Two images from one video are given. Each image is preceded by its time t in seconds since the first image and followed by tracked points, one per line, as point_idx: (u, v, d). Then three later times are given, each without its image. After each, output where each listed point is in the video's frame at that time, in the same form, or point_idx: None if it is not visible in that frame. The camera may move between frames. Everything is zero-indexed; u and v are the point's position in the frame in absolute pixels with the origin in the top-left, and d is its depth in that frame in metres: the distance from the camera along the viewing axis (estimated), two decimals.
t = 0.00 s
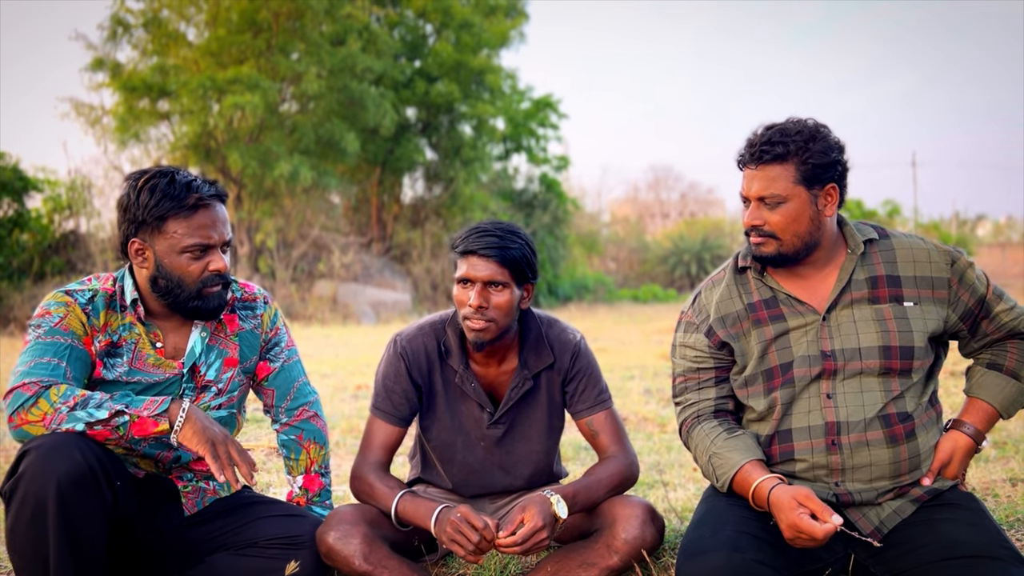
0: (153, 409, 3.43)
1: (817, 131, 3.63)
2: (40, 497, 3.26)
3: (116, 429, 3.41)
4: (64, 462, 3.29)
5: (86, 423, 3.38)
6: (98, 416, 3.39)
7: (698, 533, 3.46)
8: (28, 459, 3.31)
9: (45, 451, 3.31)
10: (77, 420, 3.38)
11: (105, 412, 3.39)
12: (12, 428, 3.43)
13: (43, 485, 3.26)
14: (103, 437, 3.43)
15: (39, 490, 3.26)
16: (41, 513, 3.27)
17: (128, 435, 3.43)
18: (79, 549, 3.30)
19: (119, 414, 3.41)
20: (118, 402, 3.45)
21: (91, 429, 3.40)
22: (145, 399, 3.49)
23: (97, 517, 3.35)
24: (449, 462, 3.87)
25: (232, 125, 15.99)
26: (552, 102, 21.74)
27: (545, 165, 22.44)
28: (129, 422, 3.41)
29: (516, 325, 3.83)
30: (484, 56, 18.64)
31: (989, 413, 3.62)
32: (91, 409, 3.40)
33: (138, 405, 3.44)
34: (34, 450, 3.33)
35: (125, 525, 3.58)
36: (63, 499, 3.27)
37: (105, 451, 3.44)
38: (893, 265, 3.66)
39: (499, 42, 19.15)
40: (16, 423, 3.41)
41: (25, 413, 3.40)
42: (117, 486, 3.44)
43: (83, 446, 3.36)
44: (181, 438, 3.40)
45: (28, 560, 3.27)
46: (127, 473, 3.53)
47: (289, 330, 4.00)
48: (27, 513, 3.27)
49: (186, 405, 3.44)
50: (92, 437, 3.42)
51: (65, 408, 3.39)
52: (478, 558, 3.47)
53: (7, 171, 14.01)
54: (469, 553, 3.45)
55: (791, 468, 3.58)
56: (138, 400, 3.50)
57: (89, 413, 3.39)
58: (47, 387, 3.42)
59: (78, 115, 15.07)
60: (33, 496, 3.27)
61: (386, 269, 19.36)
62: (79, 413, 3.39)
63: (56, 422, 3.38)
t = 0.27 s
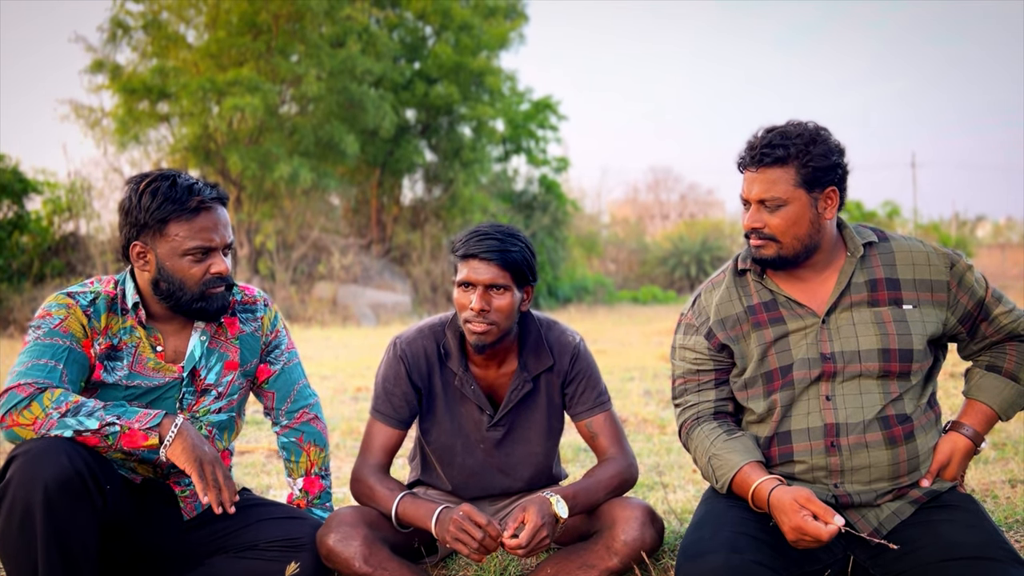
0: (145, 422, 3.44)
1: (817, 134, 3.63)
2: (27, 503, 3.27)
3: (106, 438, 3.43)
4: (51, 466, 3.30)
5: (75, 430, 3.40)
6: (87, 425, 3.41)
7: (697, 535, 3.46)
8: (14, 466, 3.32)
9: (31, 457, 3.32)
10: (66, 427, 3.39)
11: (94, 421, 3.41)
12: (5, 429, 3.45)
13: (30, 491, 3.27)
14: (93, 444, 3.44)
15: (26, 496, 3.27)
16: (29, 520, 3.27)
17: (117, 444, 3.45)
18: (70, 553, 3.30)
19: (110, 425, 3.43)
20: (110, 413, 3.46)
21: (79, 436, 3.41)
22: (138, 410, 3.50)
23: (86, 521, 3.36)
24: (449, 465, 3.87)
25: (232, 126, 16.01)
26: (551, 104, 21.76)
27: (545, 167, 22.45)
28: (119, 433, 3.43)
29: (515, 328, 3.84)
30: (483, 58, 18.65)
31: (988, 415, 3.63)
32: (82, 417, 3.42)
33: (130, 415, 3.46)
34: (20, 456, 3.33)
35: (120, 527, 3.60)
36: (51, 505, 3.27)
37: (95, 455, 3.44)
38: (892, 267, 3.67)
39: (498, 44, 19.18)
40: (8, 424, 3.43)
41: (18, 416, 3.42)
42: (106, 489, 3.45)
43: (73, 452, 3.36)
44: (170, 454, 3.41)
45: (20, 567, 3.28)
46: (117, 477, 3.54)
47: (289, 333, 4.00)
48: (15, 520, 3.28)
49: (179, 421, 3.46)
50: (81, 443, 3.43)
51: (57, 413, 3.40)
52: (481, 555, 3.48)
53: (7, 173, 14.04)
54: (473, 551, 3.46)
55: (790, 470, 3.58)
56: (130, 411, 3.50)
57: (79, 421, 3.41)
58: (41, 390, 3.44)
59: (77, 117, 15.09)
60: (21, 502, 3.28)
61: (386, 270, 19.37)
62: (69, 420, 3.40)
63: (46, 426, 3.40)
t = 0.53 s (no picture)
0: (141, 424, 3.43)
1: (818, 136, 3.64)
2: (24, 506, 3.27)
3: (103, 441, 3.43)
4: (48, 468, 3.30)
5: (72, 432, 3.40)
6: (84, 427, 3.41)
7: (697, 536, 3.47)
8: (12, 468, 3.32)
9: (28, 460, 3.32)
10: (63, 429, 3.40)
11: (91, 423, 3.41)
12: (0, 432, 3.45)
13: (27, 494, 3.27)
14: (89, 446, 3.45)
15: (24, 498, 3.27)
16: (26, 522, 3.27)
17: (115, 447, 3.45)
18: (68, 554, 3.31)
19: (107, 427, 3.42)
20: (106, 415, 3.46)
21: (77, 439, 3.42)
22: (135, 412, 3.50)
23: (84, 523, 3.36)
24: (449, 466, 3.87)
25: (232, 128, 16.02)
26: (551, 106, 21.77)
27: (545, 168, 22.45)
28: (116, 435, 3.43)
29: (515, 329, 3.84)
30: (483, 60, 18.66)
31: (988, 416, 3.63)
32: (77, 419, 3.41)
33: (127, 417, 3.45)
34: (18, 458, 3.33)
35: (120, 529, 3.60)
36: (48, 507, 3.27)
37: (91, 458, 3.45)
38: (892, 268, 3.68)
39: (498, 46, 19.21)
40: (4, 427, 3.43)
41: (14, 418, 3.42)
42: (104, 491, 3.45)
43: (70, 454, 3.36)
44: (165, 456, 3.41)
45: (19, 569, 3.28)
46: (116, 479, 3.54)
47: (288, 335, 4.00)
48: (13, 523, 3.28)
49: (175, 422, 3.46)
50: (79, 445, 3.44)
51: (53, 416, 3.41)
52: (477, 555, 3.48)
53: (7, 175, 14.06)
54: (469, 550, 3.47)
55: (790, 471, 3.58)
56: (127, 414, 3.50)
57: (75, 423, 3.41)
58: (38, 392, 3.44)
59: (77, 119, 15.10)
60: (18, 504, 3.28)
61: (385, 272, 19.37)
62: (66, 422, 3.40)
63: (42, 429, 3.40)
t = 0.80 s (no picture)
0: (144, 426, 3.44)
1: (823, 136, 3.65)
2: (28, 508, 3.27)
3: (104, 443, 3.43)
4: (52, 470, 3.30)
5: (74, 434, 3.40)
6: (86, 429, 3.41)
7: (697, 538, 3.46)
8: (15, 471, 3.32)
9: (31, 462, 3.32)
10: (66, 431, 3.40)
11: (94, 426, 3.41)
12: (2, 434, 3.45)
13: (31, 496, 3.27)
14: (92, 448, 3.44)
15: (27, 501, 3.27)
16: (30, 525, 3.28)
17: (117, 449, 3.45)
18: (70, 557, 3.30)
19: (109, 430, 3.42)
20: (108, 417, 3.46)
21: (79, 441, 3.42)
22: (137, 414, 3.50)
23: (87, 526, 3.36)
24: (450, 467, 3.87)
25: (232, 130, 16.03)
26: (550, 107, 21.78)
27: (544, 170, 22.46)
28: (118, 438, 3.43)
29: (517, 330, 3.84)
30: (483, 62, 18.66)
31: (986, 419, 3.63)
32: (80, 422, 3.42)
33: (129, 419, 3.45)
34: (20, 461, 3.33)
35: (122, 532, 3.60)
36: (51, 509, 3.27)
37: (93, 460, 3.45)
38: (895, 268, 3.68)
39: (497, 48, 19.22)
40: (5, 429, 3.43)
41: (15, 421, 3.42)
42: (106, 494, 3.45)
43: (72, 456, 3.36)
44: (168, 458, 3.41)
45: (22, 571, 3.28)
46: (118, 482, 3.54)
47: (289, 337, 4.00)
48: (16, 524, 3.28)
49: (178, 424, 3.46)
50: (81, 447, 3.43)
51: (55, 419, 3.40)
52: (481, 561, 3.49)
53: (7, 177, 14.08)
54: (472, 556, 3.47)
55: (791, 471, 3.58)
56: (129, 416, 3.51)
57: (78, 425, 3.41)
58: (39, 395, 3.44)
59: (77, 121, 15.10)
60: (21, 506, 3.28)
61: (385, 274, 19.38)
62: (68, 424, 3.40)
63: (45, 432, 3.40)
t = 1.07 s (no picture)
0: (146, 428, 3.44)
1: (830, 137, 3.65)
2: (30, 510, 3.27)
3: (106, 445, 3.43)
4: (54, 473, 3.30)
5: (76, 437, 3.41)
6: (88, 432, 3.41)
7: (698, 540, 3.47)
8: (16, 473, 3.32)
9: (32, 464, 3.32)
10: (67, 434, 3.40)
11: (95, 428, 3.42)
12: (3, 437, 3.44)
13: (33, 498, 3.27)
14: (94, 451, 3.45)
15: (28, 503, 3.27)
16: (31, 527, 3.28)
17: (119, 451, 3.45)
18: (71, 558, 3.30)
19: (111, 432, 3.43)
20: (111, 419, 3.46)
21: (81, 444, 3.42)
22: (139, 417, 3.50)
23: (88, 528, 3.36)
24: (450, 469, 3.87)
25: (232, 132, 16.05)
26: (550, 110, 21.79)
27: (544, 172, 22.46)
28: (120, 440, 3.43)
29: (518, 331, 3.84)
30: (483, 64, 18.66)
31: (987, 415, 3.64)
32: (82, 424, 3.42)
33: (131, 422, 3.45)
34: (22, 463, 3.33)
35: (123, 535, 3.60)
36: (53, 511, 3.27)
37: (95, 462, 3.45)
38: (900, 272, 3.68)
39: (497, 50, 19.23)
40: (6, 432, 3.42)
41: (17, 424, 3.42)
42: (108, 496, 3.45)
43: (74, 458, 3.37)
44: (170, 461, 3.41)
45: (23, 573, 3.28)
46: (119, 485, 3.54)
47: (291, 339, 4.00)
48: (18, 525, 3.28)
49: (180, 427, 3.46)
50: (83, 450, 3.43)
51: (57, 421, 3.40)
52: (485, 564, 3.50)
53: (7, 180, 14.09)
54: (477, 559, 3.48)
55: (792, 469, 3.58)
56: (131, 418, 3.51)
57: (79, 428, 3.41)
58: (40, 397, 3.44)
59: (77, 123, 15.11)
60: (23, 508, 3.28)
61: (385, 276, 19.38)
62: (70, 427, 3.41)
63: (46, 434, 3.40)
